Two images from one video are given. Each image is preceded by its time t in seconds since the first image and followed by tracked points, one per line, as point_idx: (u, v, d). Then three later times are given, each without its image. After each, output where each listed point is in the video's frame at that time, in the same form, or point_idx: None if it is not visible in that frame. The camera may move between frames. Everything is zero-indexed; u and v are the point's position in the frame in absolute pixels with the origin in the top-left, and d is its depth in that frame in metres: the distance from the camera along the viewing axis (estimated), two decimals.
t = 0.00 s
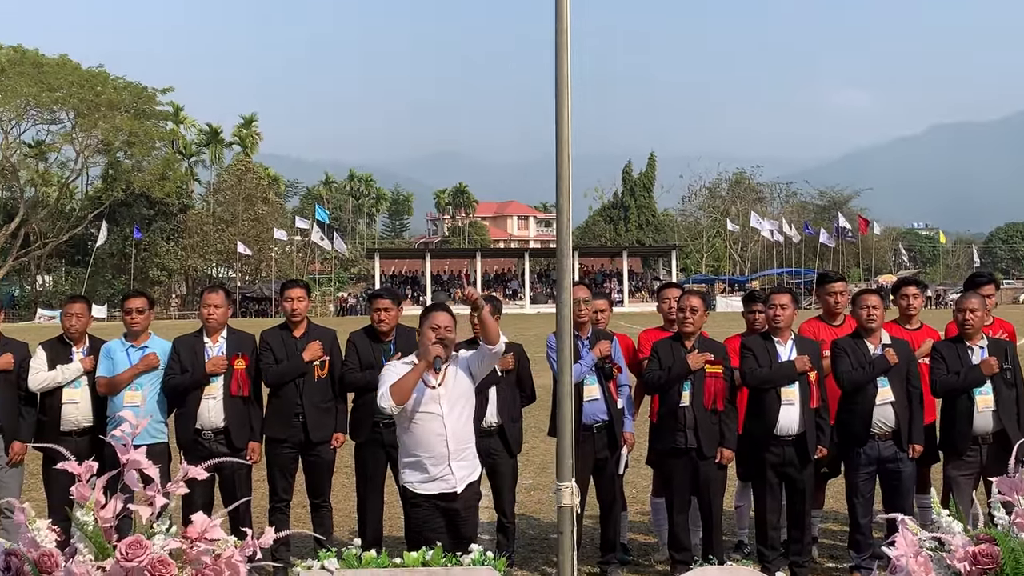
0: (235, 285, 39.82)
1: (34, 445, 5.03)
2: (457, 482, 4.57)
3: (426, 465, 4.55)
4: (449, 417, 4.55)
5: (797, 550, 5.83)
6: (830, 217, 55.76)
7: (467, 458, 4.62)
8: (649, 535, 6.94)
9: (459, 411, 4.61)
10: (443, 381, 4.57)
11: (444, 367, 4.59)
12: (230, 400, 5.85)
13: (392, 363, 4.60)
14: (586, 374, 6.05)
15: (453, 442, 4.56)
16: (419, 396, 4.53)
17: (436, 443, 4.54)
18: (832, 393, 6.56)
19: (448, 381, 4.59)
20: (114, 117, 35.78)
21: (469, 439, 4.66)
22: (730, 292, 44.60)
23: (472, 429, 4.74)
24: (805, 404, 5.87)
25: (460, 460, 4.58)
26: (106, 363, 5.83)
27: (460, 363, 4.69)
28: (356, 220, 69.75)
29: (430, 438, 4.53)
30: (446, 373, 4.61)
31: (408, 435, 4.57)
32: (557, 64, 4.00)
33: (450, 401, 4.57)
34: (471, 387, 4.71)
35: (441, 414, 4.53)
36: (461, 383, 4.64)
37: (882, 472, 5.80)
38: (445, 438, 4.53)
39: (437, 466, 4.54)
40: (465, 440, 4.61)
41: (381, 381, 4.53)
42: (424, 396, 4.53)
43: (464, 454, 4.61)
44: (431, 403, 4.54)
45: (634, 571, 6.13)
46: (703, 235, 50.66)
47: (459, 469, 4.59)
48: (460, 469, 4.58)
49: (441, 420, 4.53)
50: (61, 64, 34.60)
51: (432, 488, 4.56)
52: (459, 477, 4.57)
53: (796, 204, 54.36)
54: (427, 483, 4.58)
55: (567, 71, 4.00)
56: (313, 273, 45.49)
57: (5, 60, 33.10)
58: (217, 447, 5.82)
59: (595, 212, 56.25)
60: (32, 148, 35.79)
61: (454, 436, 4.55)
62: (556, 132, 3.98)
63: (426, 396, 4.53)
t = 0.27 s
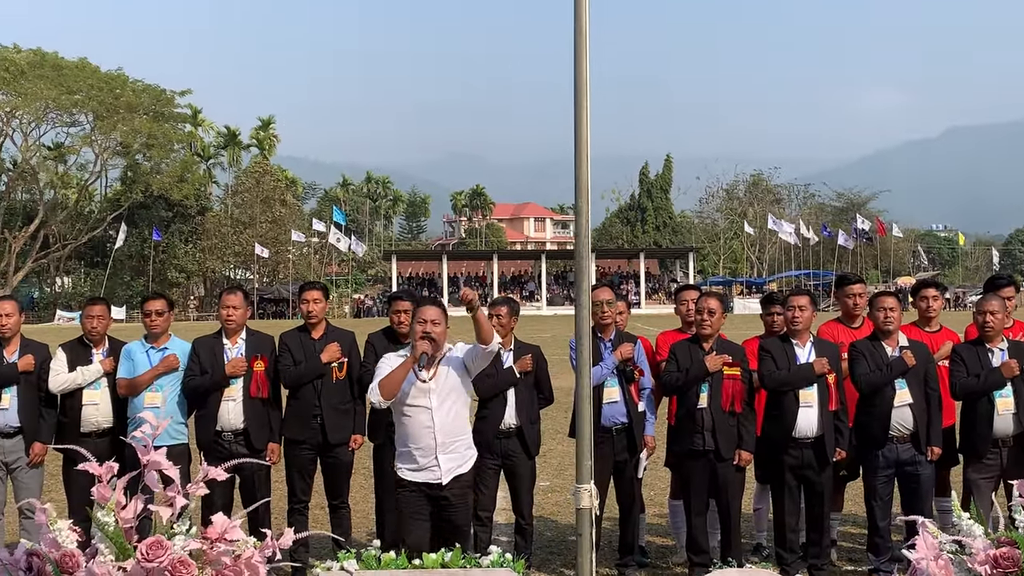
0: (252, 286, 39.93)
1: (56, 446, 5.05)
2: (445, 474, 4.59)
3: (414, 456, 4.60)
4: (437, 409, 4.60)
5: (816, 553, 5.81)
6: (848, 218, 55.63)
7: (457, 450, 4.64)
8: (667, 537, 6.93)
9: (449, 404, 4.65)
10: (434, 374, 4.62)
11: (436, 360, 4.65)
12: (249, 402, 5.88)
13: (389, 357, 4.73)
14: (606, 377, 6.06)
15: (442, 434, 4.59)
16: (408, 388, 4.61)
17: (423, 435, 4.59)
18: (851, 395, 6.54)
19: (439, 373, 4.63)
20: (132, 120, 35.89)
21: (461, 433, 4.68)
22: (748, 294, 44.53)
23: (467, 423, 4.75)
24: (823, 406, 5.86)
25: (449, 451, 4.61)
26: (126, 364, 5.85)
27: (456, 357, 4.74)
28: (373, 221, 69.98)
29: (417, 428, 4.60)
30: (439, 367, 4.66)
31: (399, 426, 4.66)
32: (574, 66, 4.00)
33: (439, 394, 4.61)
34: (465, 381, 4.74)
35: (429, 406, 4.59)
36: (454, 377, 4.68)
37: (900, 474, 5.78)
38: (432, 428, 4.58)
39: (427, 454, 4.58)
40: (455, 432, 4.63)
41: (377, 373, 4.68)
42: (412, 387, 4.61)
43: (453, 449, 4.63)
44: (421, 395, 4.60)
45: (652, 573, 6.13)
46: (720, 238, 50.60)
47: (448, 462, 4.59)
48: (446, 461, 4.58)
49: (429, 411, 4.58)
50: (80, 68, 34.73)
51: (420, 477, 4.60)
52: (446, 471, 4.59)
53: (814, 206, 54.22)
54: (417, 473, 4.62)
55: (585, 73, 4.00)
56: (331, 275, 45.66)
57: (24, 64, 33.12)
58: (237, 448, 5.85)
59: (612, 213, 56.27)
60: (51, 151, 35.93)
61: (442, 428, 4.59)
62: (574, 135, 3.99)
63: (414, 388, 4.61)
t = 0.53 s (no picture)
0: (270, 287, 40.06)
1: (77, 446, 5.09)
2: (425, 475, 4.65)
3: (396, 460, 4.69)
4: (418, 411, 4.68)
5: (836, 554, 5.80)
6: (866, 218, 55.44)
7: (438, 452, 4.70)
8: (686, 538, 6.92)
9: (431, 407, 4.72)
10: (415, 376, 4.70)
11: (419, 364, 4.73)
12: (270, 403, 5.90)
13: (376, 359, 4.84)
14: (626, 378, 6.07)
15: (422, 436, 4.66)
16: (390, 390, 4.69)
17: (404, 437, 4.67)
18: (870, 396, 6.51)
19: (420, 377, 4.71)
20: (151, 122, 36.06)
21: (442, 436, 4.73)
22: (765, 295, 44.44)
23: (452, 426, 4.81)
24: (843, 407, 5.84)
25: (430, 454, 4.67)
26: (146, 364, 5.88)
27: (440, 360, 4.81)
28: (390, 222, 70.14)
29: (397, 432, 4.69)
30: (422, 371, 4.75)
31: (384, 429, 4.75)
32: (595, 66, 4.00)
33: (419, 397, 4.69)
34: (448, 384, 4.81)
35: (409, 409, 4.67)
36: (436, 380, 4.76)
37: (921, 475, 5.75)
38: (411, 432, 4.66)
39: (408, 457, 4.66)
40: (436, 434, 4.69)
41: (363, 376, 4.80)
42: (392, 390, 4.70)
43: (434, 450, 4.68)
44: (403, 398, 4.69)
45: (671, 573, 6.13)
46: (738, 238, 50.50)
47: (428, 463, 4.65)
48: (426, 464, 4.64)
49: (408, 414, 4.67)
50: (99, 69, 34.97)
51: (403, 479, 4.70)
52: (426, 471, 4.65)
53: (832, 206, 54.05)
54: (400, 475, 4.71)
55: (606, 71, 3.99)
56: (348, 276, 45.77)
57: (43, 65, 33.60)
58: (257, 448, 5.86)
59: (629, 214, 56.23)
60: (70, 152, 36.14)
61: (422, 430, 4.67)
62: (594, 134, 3.99)
63: (395, 390, 4.70)
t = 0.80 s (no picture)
0: (291, 286, 40.22)
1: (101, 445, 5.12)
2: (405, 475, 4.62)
3: (378, 458, 4.68)
4: (404, 411, 4.63)
5: (860, 552, 5.78)
6: (888, 215, 55.19)
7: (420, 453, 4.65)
8: (708, 536, 6.90)
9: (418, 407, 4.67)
10: (402, 376, 4.66)
11: (406, 363, 4.70)
12: (293, 401, 5.92)
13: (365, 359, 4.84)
14: (649, 376, 6.06)
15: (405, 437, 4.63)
16: (375, 389, 4.67)
17: (387, 436, 4.65)
18: (895, 395, 6.48)
19: (406, 377, 4.66)
20: (172, 121, 36.18)
21: (427, 437, 4.69)
22: (787, 292, 44.30)
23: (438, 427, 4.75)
24: (866, 405, 5.81)
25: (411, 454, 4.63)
26: (170, 363, 5.90)
27: (431, 361, 4.76)
28: (410, 220, 70.28)
29: (382, 431, 4.66)
30: (409, 370, 4.71)
31: (369, 428, 4.73)
32: (617, 62, 3.94)
33: (406, 396, 4.64)
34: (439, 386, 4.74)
35: (394, 410, 4.63)
36: (425, 381, 4.70)
37: (947, 473, 5.72)
38: (395, 431, 4.63)
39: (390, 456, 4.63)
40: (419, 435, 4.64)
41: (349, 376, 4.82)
42: (378, 389, 4.67)
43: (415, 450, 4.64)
44: (388, 397, 4.66)
45: (694, 572, 6.12)
46: (759, 235, 50.35)
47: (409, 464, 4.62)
48: (407, 464, 4.62)
49: (394, 415, 4.63)
50: (120, 69, 35.15)
51: (383, 478, 4.68)
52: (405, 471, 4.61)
53: (854, 203, 53.82)
54: (382, 474, 4.69)
55: (628, 68, 3.92)
56: (369, 274, 45.90)
57: (66, 66, 33.89)
58: (281, 446, 5.89)
59: (649, 211, 56.16)
60: (92, 152, 36.34)
61: (405, 430, 4.63)
62: (617, 132, 3.95)
63: (380, 390, 4.67)
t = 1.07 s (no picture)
0: (316, 283, 40.37)
1: (131, 441, 5.16)
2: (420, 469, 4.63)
3: (393, 454, 4.69)
4: (416, 405, 4.61)
5: (887, 549, 5.75)
6: (914, 210, 54.85)
7: (433, 448, 4.65)
8: (734, 533, 6.89)
9: (431, 401, 4.64)
10: (411, 371, 4.63)
11: (415, 357, 4.67)
12: (320, 397, 5.95)
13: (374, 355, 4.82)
14: (675, 372, 6.06)
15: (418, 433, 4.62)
16: (385, 386, 4.66)
17: (400, 431, 4.65)
18: (924, 391, 6.44)
19: (416, 371, 4.63)
20: (197, 120, 36.37)
21: (442, 430, 4.68)
22: (812, 288, 44.11)
23: (451, 420, 4.74)
24: (893, 401, 5.77)
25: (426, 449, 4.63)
26: (197, 360, 5.93)
27: (441, 355, 4.73)
28: (433, 218, 70.40)
29: (395, 427, 4.66)
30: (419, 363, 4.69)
31: (382, 423, 4.73)
32: (642, 59, 3.92)
33: (416, 390, 4.62)
34: (452, 381, 4.71)
35: (404, 405, 4.62)
36: (436, 375, 4.66)
37: (977, 470, 5.70)
38: (408, 426, 4.62)
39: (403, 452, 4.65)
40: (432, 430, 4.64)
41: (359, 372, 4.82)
42: (387, 383, 4.66)
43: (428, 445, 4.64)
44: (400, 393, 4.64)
45: (720, 569, 6.11)
46: (784, 231, 50.14)
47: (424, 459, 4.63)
48: (420, 459, 4.63)
49: (405, 410, 4.62)
50: (147, 68, 35.36)
51: (399, 473, 4.70)
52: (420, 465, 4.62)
53: (880, 198, 53.53)
54: (398, 469, 4.70)
55: (653, 65, 3.90)
56: (393, 272, 46.02)
57: (92, 66, 34.12)
58: (308, 442, 5.92)
59: (674, 207, 56.05)
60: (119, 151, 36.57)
61: (418, 424, 4.62)
62: (642, 128, 3.94)
63: (390, 385, 4.65)
